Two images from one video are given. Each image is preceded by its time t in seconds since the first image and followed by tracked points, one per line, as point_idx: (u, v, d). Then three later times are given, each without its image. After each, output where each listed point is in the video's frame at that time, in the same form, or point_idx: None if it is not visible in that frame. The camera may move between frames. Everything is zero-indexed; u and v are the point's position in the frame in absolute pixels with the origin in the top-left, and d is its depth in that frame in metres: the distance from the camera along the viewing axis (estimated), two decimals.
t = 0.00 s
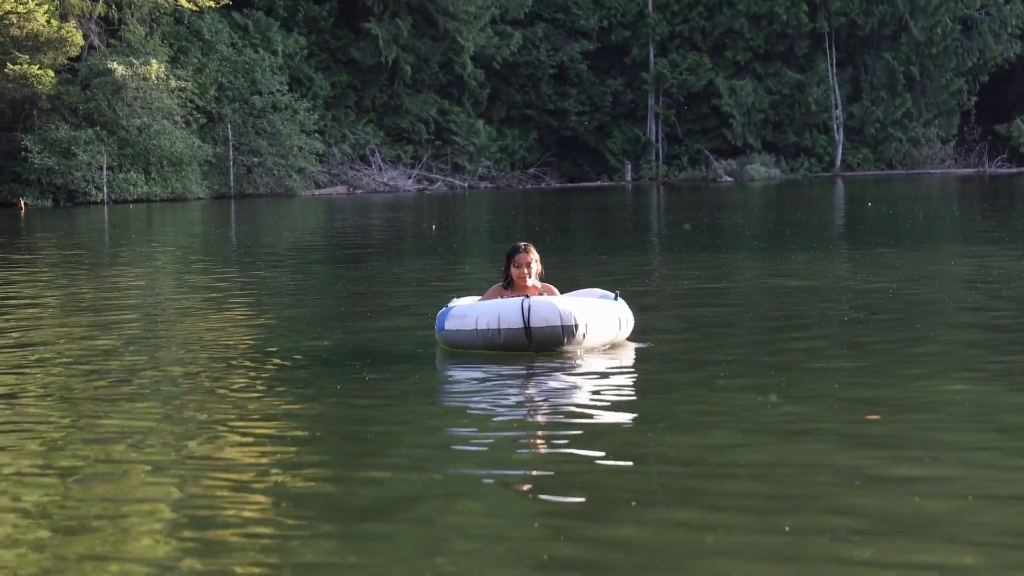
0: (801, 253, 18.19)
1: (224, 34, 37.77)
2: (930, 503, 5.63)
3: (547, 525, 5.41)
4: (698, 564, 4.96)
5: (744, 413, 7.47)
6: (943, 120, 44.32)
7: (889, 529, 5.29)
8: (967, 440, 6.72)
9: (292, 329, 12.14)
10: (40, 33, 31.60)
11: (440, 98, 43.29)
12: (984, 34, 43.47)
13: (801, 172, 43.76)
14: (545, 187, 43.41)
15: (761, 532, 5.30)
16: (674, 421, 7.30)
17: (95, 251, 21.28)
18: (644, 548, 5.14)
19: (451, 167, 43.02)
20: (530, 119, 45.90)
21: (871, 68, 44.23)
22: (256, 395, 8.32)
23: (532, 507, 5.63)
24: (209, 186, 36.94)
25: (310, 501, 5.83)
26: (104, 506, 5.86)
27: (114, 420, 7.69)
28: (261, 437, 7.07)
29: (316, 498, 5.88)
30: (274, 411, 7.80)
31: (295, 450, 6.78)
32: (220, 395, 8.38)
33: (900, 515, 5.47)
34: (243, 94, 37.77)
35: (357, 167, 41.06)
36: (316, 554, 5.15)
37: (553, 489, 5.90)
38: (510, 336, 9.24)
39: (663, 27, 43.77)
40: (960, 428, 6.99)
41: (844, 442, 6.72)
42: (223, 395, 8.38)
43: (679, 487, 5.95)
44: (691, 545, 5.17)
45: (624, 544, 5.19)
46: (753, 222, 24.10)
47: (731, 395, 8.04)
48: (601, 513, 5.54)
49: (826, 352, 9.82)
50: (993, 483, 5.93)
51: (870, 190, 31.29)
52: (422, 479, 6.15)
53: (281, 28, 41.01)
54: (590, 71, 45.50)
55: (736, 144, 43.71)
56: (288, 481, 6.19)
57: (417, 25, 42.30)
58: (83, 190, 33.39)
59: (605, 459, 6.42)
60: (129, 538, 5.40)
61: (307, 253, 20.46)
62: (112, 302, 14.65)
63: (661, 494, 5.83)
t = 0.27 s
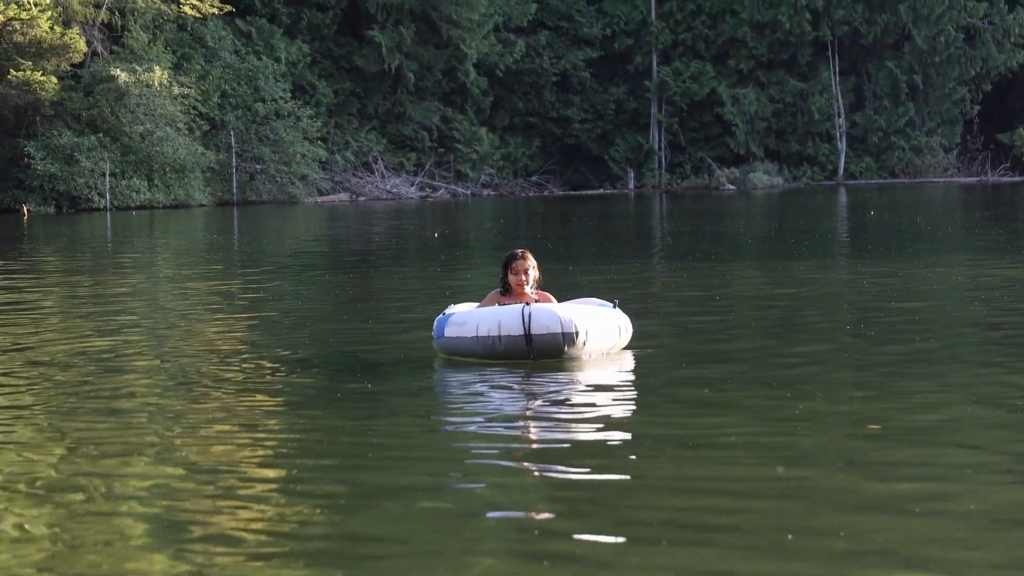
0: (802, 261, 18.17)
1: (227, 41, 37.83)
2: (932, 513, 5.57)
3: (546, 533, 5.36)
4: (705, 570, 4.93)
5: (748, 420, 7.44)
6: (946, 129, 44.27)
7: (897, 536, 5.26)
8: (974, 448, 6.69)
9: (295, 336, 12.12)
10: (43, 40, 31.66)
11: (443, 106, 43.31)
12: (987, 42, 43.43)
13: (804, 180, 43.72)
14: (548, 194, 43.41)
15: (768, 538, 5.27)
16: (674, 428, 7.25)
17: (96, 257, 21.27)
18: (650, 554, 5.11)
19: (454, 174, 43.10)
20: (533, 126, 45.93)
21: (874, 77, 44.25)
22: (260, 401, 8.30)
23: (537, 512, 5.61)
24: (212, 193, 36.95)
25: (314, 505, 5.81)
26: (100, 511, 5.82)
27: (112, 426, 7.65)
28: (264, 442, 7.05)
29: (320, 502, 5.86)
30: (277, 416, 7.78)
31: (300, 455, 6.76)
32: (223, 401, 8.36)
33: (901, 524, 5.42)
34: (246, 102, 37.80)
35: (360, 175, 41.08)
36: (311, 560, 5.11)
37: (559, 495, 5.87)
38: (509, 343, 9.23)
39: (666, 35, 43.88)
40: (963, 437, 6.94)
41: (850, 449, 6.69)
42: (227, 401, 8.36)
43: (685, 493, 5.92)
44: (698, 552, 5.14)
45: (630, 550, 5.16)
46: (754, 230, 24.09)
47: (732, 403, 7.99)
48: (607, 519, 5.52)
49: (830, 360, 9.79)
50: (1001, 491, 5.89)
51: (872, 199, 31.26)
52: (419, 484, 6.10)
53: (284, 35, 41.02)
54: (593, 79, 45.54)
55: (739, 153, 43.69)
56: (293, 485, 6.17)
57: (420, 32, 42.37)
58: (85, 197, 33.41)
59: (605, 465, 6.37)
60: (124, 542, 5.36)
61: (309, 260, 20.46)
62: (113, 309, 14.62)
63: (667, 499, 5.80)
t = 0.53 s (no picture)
0: (803, 268, 18.17)
1: (229, 48, 37.88)
2: (929, 519, 5.56)
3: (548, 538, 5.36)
4: None
5: (744, 427, 7.42)
6: (948, 136, 44.21)
7: (893, 545, 5.22)
8: (971, 455, 6.66)
9: (293, 343, 12.10)
10: (45, 47, 31.72)
11: (444, 113, 43.33)
12: (989, 49, 43.43)
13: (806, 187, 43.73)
14: (550, 201, 43.45)
15: (764, 546, 5.25)
16: (674, 435, 7.24)
17: (98, 264, 21.29)
18: (645, 562, 5.09)
19: (456, 181, 43.43)
20: (535, 133, 45.96)
21: (875, 83, 44.29)
22: (255, 408, 8.28)
23: (532, 519, 5.58)
24: (214, 200, 36.96)
25: (309, 511, 5.79)
26: (102, 515, 5.82)
27: (113, 432, 7.65)
28: (259, 448, 7.03)
29: (315, 509, 5.83)
30: (272, 423, 7.76)
31: (294, 461, 6.73)
32: (219, 408, 8.34)
33: (902, 531, 5.41)
34: (248, 109, 37.83)
35: (362, 182, 41.09)
36: (313, 566, 5.09)
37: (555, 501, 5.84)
38: (498, 350, 9.21)
39: (668, 42, 43.98)
40: (964, 445, 6.92)
41: (846, 457, 6.66)
42: (222, 408, 8.34)
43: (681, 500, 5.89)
44: (693, 559, 5.11)
45: (625, 558, 5.14)
46: (757, 237, 24.12)
47: (732, 409, 7.98)
48: (602, 527, 5.50)
49: (827, 368, 9.76)
50: (998, 499, 5.86)
51: (874, 206, 31.27)
52: (420, 490, 6.09)
53: (286, 42, 41.02)
54: (595, 86, 45.58)
55: (741, 159, 43.70)
56: (288, 491, 6.14)
57: (422, 39, 42.43)
58: (87, 205, 33.44)
59: (607, 472, 6.37)
60: (125, 548, 5.35)
61: (311, 267, 20.47)
62: (115, 316, 14.63)
63: (663, 507, 5.77)
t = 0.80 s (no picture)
0: (803, 271, 18.19)
1: (229, 53, 37.94)
2: (931, 521, 5.56)
3: (550, 543, 5.36)
4: None
5: (745, 430, 7.42)
6: (948, 138, 44.16)
7: (896, 547, 5.23)
8: (972, 457, 6.66)
9: (294, 348, 12.11)
10: (44, 52, 31.77)
11: (445, 117, 43.37)
12: (988, 52, 43.42)
13: (806, 190, 43.75)
14: (550, 205, 43.46)
15: (767, 549, 5.25)
16: (674, 437, 7.24)
17: (98, 270, 21.31)
18: (648, 565, 5.09)
19: (456, 184, 43.13)
20: (535, 137, 45.99)
21: (875, 86, 44.32)
22: (256, 414, 8.28)
23: (535, 524, 5.59)
24: (214, 205, 36.97)
25: (310, 518, 5.79)
26: (104, 523, 5.81)
27: (114, 437, 7.65)
28: (260, 454, 7.03)
29: (318, 514, 5.84)
30: (273, 428, 7.77)
31: (296, 467, 6.74)
32: (221, 413, 8.34)
33: (904, 533, 5.40)
34: (248, 114, 37.84)
35: (362, 186, 41.10)
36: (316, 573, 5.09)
37: (556, 505, 5.86)
38: (494, 355, 9.21)
39: (667, 45, 44.00)
40: (964, 446, 6.92)
41: (847, 459, 6.66)
42: (224, 413, 8.35)
43: (682, 503, 5.90)
44: (696, 562, 5.11)
45: (627, 560, 5.14)
46: (756, 239, 24.14)
47: (732, 412, 7.98)
48: (604, 530, 5.50)
49: (828, 370, 9.76)
50: (1000, 501, 5.86)
51: (874, 208, 31.30)
52: (421, 495, 6.08)
53: (286, 46, 41.04)
54: (595, 90, 45.61)
55: (741, 163, 43.70)
56: (290, 497, 6.15)
57: (422, 44, 42.49)
58: (87, 210, 33.45)
59: (608, 476, 6.37)
60: (129, 555, 5.34)
61: (311, 271, 20.51)
62: (115, 321, 14.63)
63: (665, 510, 5.78)
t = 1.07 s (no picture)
0: (804, 272, 18.21)
1: (229, 53, 37.96)
2: (928, 522, 5.57)
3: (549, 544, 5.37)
4: None
5: (744, 430, 7.44)
6: (948, 139, 44.15)
7: (894, 546, 5.25)
8: (970, 458, 6.68)
9: (295, 349, 12.12)
10: (45, 53, 31.79)
11: (445, 118, 43.40)
12: (988, 52, 43.41)
13: (806, 191, 43.75)
14: (550, 205, 43.47)
15: (765, 549, 5.27)
16: (672, 438, 7.25)
17: (100, 271, 21.31)
18: (649, 566, 5.11)
19: (456, 186, 43.12)
20: (535, 137, 46.03)
21: (875, 87, 44.36)
22: (256, 414, 8.30)
23: (535, 524, 5.62)
24: (214, 206, 36.98)
25: (313, 518, 5.81)
26: (105, 523, 5.82)
27: (115, 438, 7.66)
28: (260, 455, 7.05)
29: (319, 515, 5.86)
30: (274, 429, 7.79)
31: (297, 467, 6.76)
32: (221, 414, 8.36)
33: (901, 534, 5.41)
34: (248, 114, 37.86)
35: (362, 187, 41.08)
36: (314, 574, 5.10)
37: (557, 506, 5.88)
38: (490, 356, 9.21)
39: (668, 46, 44.04)
40: (962, 447, 6.93)
41: (847, 459, 6.68)
42: (224, 414, 8.36)
43: (683, 504, 5.91)
44: (696, 562, 5.14)
45: (628, 561, 5.16)
46: (757, 240, 24.15)
47: (731, 413, 7.99)
48: (605, 530, 5.53)
49: (827, 371, 9.78)
50: (999, 500, 5.88)
51: (875, 210, 31.31)
52: (420, 497, 6.09)
53: (286, 47, 41.04)
54: (595, 91, 45.64)
55: (741, 163, 43.71)
56: (291, 497, 6.17)
57: (422, 45, 42.55)
58: (88, 211, 33.47)
59: (607, 476, 6.38)
60: (129, 556, 5.36)
61: (314, 272, 20.51)
62: (115, 322, 14.65)
63: (665, 510, 5.80)
